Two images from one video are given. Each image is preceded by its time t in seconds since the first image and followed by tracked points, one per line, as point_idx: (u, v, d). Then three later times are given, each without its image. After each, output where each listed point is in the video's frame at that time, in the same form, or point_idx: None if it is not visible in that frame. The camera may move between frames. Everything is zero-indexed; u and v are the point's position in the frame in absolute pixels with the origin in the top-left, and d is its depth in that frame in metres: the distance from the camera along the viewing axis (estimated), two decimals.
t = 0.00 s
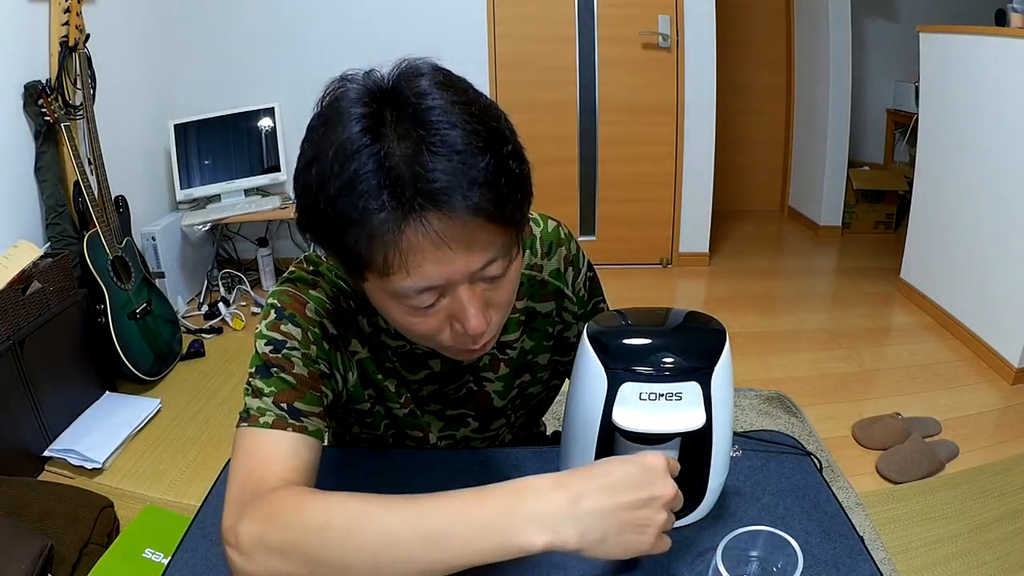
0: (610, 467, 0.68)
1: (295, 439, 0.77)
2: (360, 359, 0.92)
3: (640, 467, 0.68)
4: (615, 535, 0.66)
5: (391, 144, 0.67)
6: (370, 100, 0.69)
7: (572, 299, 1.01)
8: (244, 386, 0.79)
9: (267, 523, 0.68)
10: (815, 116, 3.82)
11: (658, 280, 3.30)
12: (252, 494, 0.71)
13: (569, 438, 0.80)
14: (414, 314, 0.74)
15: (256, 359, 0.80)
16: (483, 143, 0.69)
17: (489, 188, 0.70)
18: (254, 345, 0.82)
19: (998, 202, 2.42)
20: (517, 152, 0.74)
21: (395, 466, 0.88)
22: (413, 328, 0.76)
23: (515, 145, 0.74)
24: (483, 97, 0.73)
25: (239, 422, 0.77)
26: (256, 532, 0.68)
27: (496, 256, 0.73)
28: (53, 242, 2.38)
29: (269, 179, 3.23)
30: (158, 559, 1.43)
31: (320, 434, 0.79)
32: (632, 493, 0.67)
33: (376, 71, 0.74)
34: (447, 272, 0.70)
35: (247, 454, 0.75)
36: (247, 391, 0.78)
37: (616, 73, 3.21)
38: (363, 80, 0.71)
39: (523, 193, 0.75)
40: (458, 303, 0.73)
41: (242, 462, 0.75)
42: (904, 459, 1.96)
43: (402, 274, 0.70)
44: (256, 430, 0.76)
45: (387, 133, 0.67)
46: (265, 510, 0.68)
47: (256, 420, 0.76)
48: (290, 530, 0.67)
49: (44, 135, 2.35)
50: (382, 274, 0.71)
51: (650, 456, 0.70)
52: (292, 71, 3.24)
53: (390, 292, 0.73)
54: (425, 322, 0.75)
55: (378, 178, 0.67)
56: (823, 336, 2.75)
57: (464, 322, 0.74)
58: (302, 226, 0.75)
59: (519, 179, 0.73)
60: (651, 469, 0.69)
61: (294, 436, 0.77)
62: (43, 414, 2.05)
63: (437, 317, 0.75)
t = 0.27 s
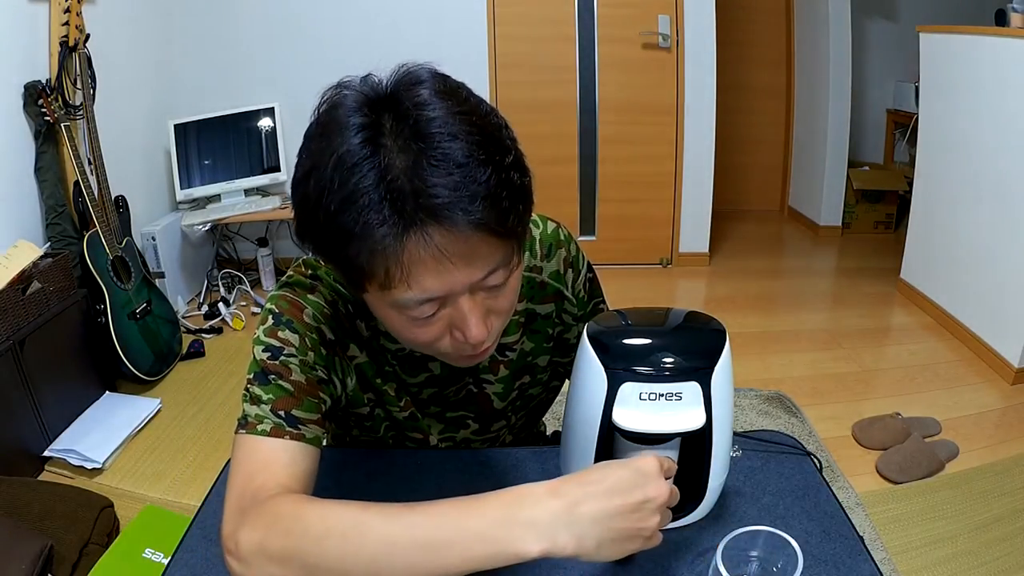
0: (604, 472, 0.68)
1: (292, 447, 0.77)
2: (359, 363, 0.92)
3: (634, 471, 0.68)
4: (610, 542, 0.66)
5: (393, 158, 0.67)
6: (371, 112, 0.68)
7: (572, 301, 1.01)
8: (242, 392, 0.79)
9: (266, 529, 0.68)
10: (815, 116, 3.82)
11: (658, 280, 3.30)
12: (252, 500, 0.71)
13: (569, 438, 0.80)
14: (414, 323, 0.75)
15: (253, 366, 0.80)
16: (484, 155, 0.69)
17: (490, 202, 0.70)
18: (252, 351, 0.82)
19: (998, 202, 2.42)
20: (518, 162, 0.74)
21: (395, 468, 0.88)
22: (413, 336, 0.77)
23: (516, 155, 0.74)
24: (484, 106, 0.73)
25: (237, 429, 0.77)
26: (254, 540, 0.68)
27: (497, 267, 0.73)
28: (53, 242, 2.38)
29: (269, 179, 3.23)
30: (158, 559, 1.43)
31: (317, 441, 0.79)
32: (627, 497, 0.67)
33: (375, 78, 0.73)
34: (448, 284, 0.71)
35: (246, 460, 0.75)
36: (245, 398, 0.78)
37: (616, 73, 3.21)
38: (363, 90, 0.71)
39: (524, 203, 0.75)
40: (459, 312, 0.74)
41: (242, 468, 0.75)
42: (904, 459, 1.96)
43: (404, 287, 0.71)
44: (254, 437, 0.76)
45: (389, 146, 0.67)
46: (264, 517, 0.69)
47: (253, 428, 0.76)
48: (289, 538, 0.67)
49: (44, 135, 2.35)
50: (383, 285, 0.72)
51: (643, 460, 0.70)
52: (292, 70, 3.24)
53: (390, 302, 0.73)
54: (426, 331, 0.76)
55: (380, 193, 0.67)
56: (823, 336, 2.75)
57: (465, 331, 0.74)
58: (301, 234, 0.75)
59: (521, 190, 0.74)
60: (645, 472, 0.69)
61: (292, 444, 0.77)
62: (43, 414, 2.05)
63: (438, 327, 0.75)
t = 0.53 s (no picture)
0: (599, 480, 0.68)
1: (292, 450, 0.76)
2: (359, 365, 0.92)
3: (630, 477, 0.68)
4: (608, 548, 0.66)
5: (392, 171, 0.67)
6: (369, 123, 0.68)
7: (572, 302, 1.01)
8: (241, 396, 0.79)
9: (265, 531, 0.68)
10: (815, 116, 3.82)
11: (658, 280, 3.30)
12: (250, 504, 0.72)
13: (570, 440, 0.80)
14: (414, 331, 0.75)
15: (252, 369, 0.80)
16: (483, 166, 0.69)
17: (490, 213, 0.70)
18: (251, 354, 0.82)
19: (998, 202, 2.42)
20: (517, 170, 0.73)
21: (395, 468, 0.88)
22: (413, 342, 0.78)
23: (516, 162, 0.74)
24: (483, 114, 0.73)
25: (236, 432, 0.77)
26: (252, 544, 0.69)
27: (496, 275, 0.74)
28: (53, 242, 2.38)
29: (268, 179, 3.23)
30: (158, 559, 1.43)
31: (317, 445, 0.78)
32: (626, 502, 0.67)
33: (372, 86, 0.73)
34: (448, 294, 0.71)
35: (245, 463, 0.76)
36: (244, 401, 0.78)
37: (616, 73, 3.21)
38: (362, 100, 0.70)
39: (524, 210, 0.75)
40: (458, 319, 0.74)
41: (241, 472, 0.75)
42: (904, 460, 1.96)
43: (403, 297, 0.71)
44: (253, 440, 0.76)
45: (388, 159, 0.67)
46: (261, 521, 0.69)
47: (252, 431, 0.76)
48: (286, 542, 0.67)
49: (44, 135, 2.34)
50: (383, 296, 0.72)
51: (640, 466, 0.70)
52: (292, 70, 3.23)
53: (390, 311, 0.74)
54: (425, 338, 0.76)
55: (378, 207, 0.67)
56: (823, 336, 2.75)
57: (465, 337, 0.75)
58: (299, 242, 0.75)
59: (521, 198, 0.74)
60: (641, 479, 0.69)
61: (291, 448, 0.77)
62: (43, 414, 2.05)
63: (437, 333, 0.76)
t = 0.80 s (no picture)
0: (594, 492, 0.67)
1: (288, 453, 0.77)
2: (358, 367, 0.92)
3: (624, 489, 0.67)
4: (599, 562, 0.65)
5: (393, 177, 0.66)
6: (369, 127, 0.68)
7: (572, 303, 1.00)
8: (239, 398, 0.79)
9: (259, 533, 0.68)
10: (815, 116, 3.82)
11: (658, 280, 3.30)
12: (244, 506, 0.72)
13: (569, 441, 0.79)
14: (414, 334, 0.76)
15: (250, 371, 0.80)
16: (485, 172, 0.69)
17: (491, 218, 0.70)
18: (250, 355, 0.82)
19: (998, 202, 2.42)
20: (519, 174, 0.73)
21: (395, 468, 0.88)
22: (414, 345, 0.78)
23: (517, 166, 0.73)
24: (484, 117, 0.72)
25: (233, 434, 0.77)
26: (244, 546, 0.69)
27: (497, 279, 0.74)
28: (53, 242, 2.38)
29: (268, 179, 3.23)
30: (159, 559, 1.43)
31: (313, 448, 0.79)
32: (620, 513, 0.66)
33: (372, 89, 0.72)
34: (448, 299, 0.71)
35: (241, 464, 0.76)
36: (242, 404, 0.78)
37: (616, 73, 3.21)
38: (362, 104, 0.70)
39: (525, 214, 0.75)
40: (459, 323, 0.74)
41: (236, 473, 0.75)
42: (904, 460, 1.96)
43: (405, 302, 0.71)
44: (250, 443, 0.76)
45: (388, 164, 0.67)
46: (254, 524, 0.69)
47: (249, 434, 0.76)
48: (278, 547, 0.67)
49: (44, 135, 2.34)
50: (383, 300, 0.72)
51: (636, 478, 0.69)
52: (292, 70, 3.24)
53: (391, 315, 0.74)
54: (426, 341, 0.76)
55: (380, 213, 0.67)
56: (823, 336, 2.75)
57: (465, 341, 0.75)
58: (299, 245, 0.75)
59: (522, 203, 0.74)
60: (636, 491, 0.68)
61: (287, 450, 0.77)
62: (43, 414, 2.05)
63: (438, 336, 0.76)
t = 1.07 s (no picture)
0: (581, 507, 0.66)
1: (282, 454, 0.77)
2: (356, 368, 0.92)
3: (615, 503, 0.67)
4: None
5: (391, 177, 0.66)
6: (368, 128, 0.68)
7: (571, 304, 1.00)
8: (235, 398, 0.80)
9: (252, 532, 0.68)
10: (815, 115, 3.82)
11: (658, 280, 3.30)
12: (236, 506, 0.72)
13: (570, 440, 0.79)
14: (414, 334, 0.76)
15: (247, 371, 0.80)
16: (483, 172, 0.69)
17: (490, 218, 0.70)
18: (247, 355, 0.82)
19: (999, 202, 2.42)
20: (518, 174, 0.73)
21: (395, 468, 0.87)
22: (413, 345, 0.78)
23: (516, 166, 0.73)
24: (483, 117, 0.72)
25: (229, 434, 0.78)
26: (236, 546, 0.69)
27: (496, 279, 0.74)
28: (53, 242, 2.38)
29: (268, 179, 3.22)
30: (159, 559, 1.43)
31: (308, 449, 0.78)
32: (610, 530, 0.65)
33: (372, 89, 0.72)
34: (448, 299, 0.71)
35: (236, 464, 0.76)
36: (238, 403, 0.79)
37: (616, 73, 3.21)
38: (361, 104, 0.70)
39: (524, 215, 0.75)
40: (458, 324, 0.74)
41: (230, 474, 0.75)
42: (904, 460, 1.96)
43: (404, 302, 0.71)
44: (244, 443, 0.76)
45: (387, 165, 0.67)
46: (245, 525, 0.69)
47: (244, 433, 0.77)
48: (268, 547, 0.67)
49: (44, 135, 2.34)
50: (382, 301, 0.72)
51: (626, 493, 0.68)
52: (292, 70, 3.24)
53: (390, 315, 0.74)
54: (426, 341, 0.76)
55: (379, 214, 0.67)
56: (823, 336, 2.75)
57: (465, 341, 0.75)
58: (298, 246, 0.75)
59: (521, 203, 0.73)
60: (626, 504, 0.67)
61: (282, 451, 0.77)
62: (43, 414, 2.05)
63: (437, 336, 0.76)
